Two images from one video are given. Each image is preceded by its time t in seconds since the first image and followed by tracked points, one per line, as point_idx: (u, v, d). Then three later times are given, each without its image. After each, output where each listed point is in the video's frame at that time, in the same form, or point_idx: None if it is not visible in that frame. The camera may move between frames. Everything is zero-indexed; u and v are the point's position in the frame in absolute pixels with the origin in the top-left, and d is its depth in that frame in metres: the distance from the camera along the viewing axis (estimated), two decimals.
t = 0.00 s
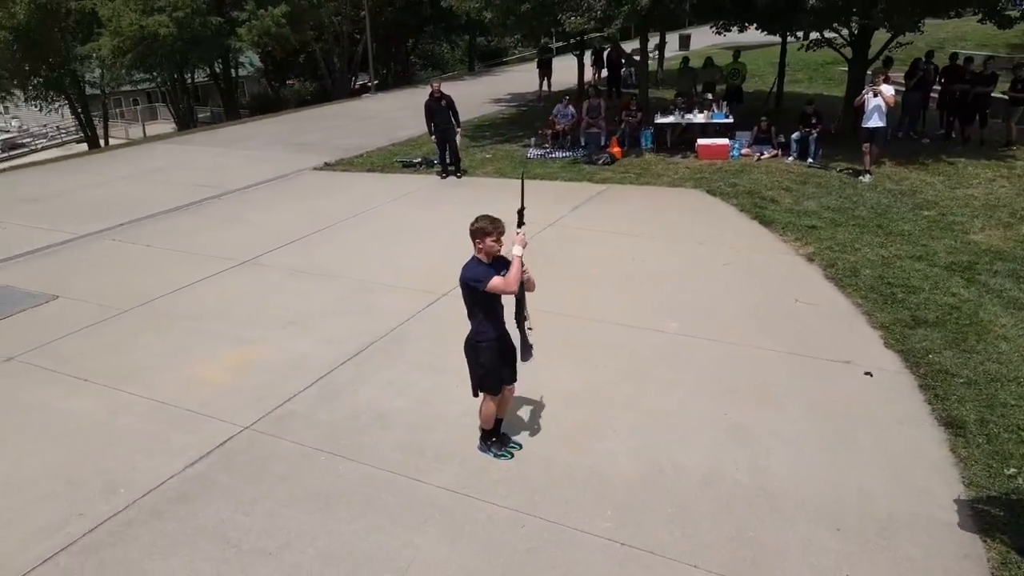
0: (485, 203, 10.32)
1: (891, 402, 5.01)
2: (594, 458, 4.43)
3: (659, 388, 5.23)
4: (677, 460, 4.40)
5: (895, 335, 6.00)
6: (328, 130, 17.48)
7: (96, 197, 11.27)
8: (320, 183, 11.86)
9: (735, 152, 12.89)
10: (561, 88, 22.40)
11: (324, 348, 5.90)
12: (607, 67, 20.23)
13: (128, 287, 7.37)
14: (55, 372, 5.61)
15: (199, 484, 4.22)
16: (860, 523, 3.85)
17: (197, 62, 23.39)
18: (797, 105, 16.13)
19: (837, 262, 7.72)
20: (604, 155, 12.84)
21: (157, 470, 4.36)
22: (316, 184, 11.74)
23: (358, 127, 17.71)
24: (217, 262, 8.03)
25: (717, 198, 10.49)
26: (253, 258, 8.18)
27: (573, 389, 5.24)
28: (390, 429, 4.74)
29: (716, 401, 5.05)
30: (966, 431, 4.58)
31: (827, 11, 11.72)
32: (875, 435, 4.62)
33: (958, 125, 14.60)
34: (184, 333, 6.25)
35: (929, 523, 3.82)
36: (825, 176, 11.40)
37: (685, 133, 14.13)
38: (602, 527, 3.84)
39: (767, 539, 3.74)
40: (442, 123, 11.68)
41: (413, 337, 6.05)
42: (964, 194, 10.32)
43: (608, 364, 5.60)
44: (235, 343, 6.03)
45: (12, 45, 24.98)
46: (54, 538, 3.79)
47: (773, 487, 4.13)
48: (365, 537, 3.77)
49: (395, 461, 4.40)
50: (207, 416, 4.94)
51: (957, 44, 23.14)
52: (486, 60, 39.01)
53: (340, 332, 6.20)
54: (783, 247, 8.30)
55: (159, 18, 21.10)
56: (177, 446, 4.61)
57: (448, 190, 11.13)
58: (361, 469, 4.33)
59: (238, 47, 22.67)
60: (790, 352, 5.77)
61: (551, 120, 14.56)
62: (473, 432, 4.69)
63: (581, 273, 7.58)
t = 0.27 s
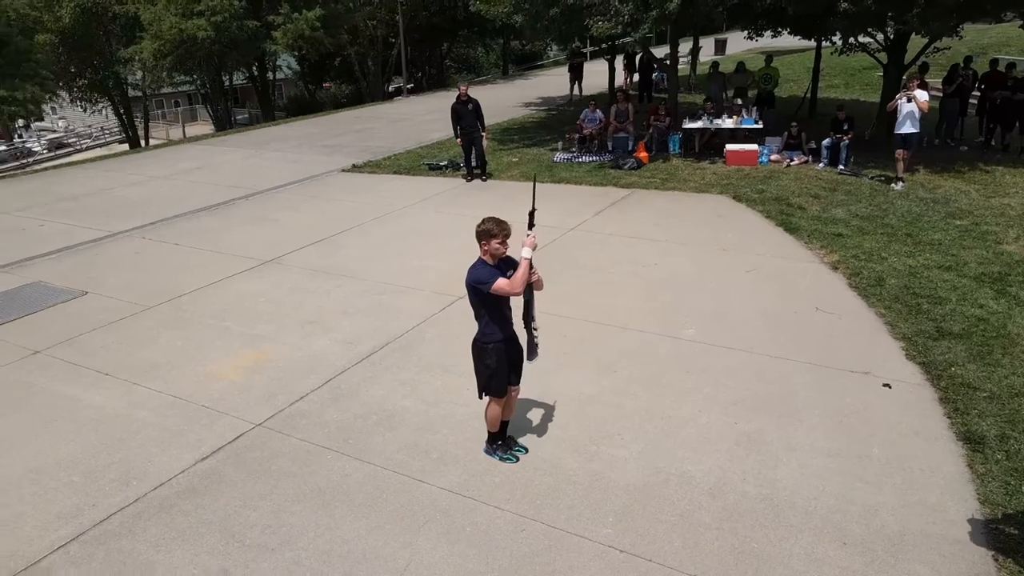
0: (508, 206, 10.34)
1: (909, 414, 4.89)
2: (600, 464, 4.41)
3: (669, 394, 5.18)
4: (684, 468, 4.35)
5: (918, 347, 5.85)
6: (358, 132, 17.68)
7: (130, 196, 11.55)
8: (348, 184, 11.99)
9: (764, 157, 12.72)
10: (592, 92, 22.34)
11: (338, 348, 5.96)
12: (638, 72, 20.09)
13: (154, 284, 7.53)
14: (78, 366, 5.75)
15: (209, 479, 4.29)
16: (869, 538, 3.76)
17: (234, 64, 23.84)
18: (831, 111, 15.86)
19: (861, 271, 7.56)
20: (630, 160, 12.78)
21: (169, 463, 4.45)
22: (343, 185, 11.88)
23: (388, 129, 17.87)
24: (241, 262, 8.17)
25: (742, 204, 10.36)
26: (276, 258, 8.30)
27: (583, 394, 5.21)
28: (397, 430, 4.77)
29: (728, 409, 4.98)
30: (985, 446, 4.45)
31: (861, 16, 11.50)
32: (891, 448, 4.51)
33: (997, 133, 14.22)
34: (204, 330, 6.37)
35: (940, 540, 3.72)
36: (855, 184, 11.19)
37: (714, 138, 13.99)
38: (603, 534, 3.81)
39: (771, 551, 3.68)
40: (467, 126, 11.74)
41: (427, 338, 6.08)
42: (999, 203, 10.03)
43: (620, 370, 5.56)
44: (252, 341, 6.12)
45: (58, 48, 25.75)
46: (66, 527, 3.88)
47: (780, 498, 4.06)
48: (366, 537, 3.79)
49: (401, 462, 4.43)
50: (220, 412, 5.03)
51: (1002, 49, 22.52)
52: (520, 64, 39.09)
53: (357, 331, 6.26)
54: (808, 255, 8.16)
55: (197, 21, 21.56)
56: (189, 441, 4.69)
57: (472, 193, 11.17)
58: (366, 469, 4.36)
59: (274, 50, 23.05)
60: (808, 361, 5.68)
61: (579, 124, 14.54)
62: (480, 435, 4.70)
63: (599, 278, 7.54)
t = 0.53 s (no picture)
0: (528, 208, 10.33)
1: (923, 424, 4.79)
2: (602, 467, 4.39)
3: (678, 399, 5.14)
4: (688, 474, 4.31)
5: (937, 356, 5.72)
6: (385, 132, 17.81)
7: (158, 193, 11.78)
8: (371, 184, 12.09)
9: (791, 161, 12.54)
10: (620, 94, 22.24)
11: (350, 346, 6.01)
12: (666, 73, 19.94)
13: (175, 280, 7.67)
14: (97, 359, 5.88)
15: (216, 472, 4.36)
16: (872, 550, 3.69)
17: (266, 64, 24.18)
18: (862, 114, 15.58)
19: (883, 277, 7.41)
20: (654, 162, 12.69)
21: (178, 457, 4.53)
22: (365, 185, 11.98)
23: (414, 129, 17.98)
24: (261, 259, 8.29)
25: (765, 208, 10.23)
26: (295, 256, 8.40)
27: (590, 397, 5.19)
28: (402, 429, 4.80)
29: (736, 415, 4.92)
30: (999, 459, 4.34)
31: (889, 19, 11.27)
32: (901, 459, 4.42)
33: None
34: (220, 326, 6.47)
35: (946, 555, 3.64)
36: (883, 188, 10.98)
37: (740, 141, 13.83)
38: (600, 538, 3.80)
39: (771, 561, 3.63)
40: (490, 126, 11.78)
41: (438, 338, 6.11)
42: None
43: (629, 373, 5.53)
44: (267, 337, 6.20)
45: (97, 47, 26.37)
46: (75, 517, 3.98)
47: (783, 507, 4.00)
48: (364, 534, 3.82)
49: (403, 461, 4.46)
50: (231, 407, 5.10)
51: None
52: (550, 65, 39.03)
53: (369, 330, 6.31)
54: (829, 261, 8.02)
55: (230, 22, 21.91)
56: (199, 435, 4.77)
57: (493, 193, 11.19)
58: (370, 467, 4.39)
59: (304, 51, 23.33)
60: (821, 368, 5.59)
61: (603, 126, 14.48)
62: (484, 436, 4.71)
63: (615, 280, 7.49)
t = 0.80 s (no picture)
0: (545, 208, 10.31)
1: (934, 434, 4.69)
2: (603, 471, 4.36)
3: (684, 403, 5.09)
4: (690, 479, 4.27)
5: (954, 365, 5.58)
6: (408, 131, 17.90)
7: (183, 191, 11.97)
8: (391, 183, 12.16)
9: (815, 163, 12.35)
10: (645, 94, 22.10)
11: (360, 345, 6.05)
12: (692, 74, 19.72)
13: (193, 277, 7.79)
14: (113, 353, 5.99)
15: (220, 467, 4.42)
16: (874, 562, 3.63)
17: (294, 64, 24.45)
18: (891, 116, 15.29)
19: (904, 283, 7.26)
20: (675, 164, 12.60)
21: (185, 451, 4.60)
22: (385, 184, 12.05)
23: (437, 129, 18.05)
24: (278, 257, 8.38)
25: (786, 211, 10.09)
26: (312, 254, 8.48)
27: (595, 400, 5.16)
28: (406, 428, 4.82)
29: (742, 422, 4.86)
30: (1012, 472, 4.22)
31: (917, 20, 11.05)
32: (909, 469, 4.34)
33: None
34: (233, 323, 6.55)
35: (949, 568, 3.56)
36: (909, 192, 10.77)
37: (764, 143, 13.66)
38: (596, 543, 3.78)
39: (768, 570, 3.58)
40: (509, 126, 11.83)
41: (446, 339, 6.12)
42: None
43: (636, 377, 5.48)
44: (278, 335, 6.27)
45: (131, 46, 26.90)
46: (82, 508, 4.06)
47: (784, 516, 3.95)
48: (361, 532, 3.85)
49: (405, 460, 4.47)
50: (238, 403, 5.16)
51: None
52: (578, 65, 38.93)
53: (379, 329, 6.35)
54: (848, 266, 7.88)
55: (259, 22, 22.21)
56: (206, 429, 4.84)
57: (511, 194, 11.19)
58: (371, 465, 4.42)
59: (331, 50, 23.55)
60: (833, 375, 5.50)
61: (625, 127, 14.41)
62: (486, 438, 4.70)
63: (628, 283, 7.44)
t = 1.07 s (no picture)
0: (562, 209, 10.28)
1: (945, 444, 4.58)
2: (603, 475, 4.33)
3: (689, 408, 5.04)
4: (690, 485, 4.22)
5: (971, 374, 5.44)
6: (431, 131, 17.98)
7: (206, 189, 12.15)
8: (410, 183, 12.21)
9: (839, 166, 12.15)
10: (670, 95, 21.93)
11: (369, 344, 6.09)
12: (718, 75, 19.52)
13: (210, 274, 7.89)
14: (127, 348, 6.10)
15: (223, 462, 4.47)
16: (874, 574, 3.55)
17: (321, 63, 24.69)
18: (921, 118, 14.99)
19: (923, 290, 7.10)
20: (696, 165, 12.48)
21: (190, 446, 4.66)
22: (405, 183, 12.11)
23: (460, 129, 18.09)
24: (294, 255, 8.46)
25: (806, 215, 9.93)
26: (327, 253, 8.55)
27: (600, 403, 5.13)
28: (409, 428, 4.83)
29: (747, 428, 4.80)
30: None
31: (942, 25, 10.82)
32: (917, 480, 4.24)
33: None
34: (246, 320, 6.63)
35: None
36: (935, 196, 10.54)
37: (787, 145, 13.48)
38: (591, 547, 3.75)
39: None
40: (528, 126, 11.85)
41: (455, 339, 6.13)
42: None
43: (643, 381, 5.44)
44: (289, 333, 6.33)
45: (163, 46, 27.39)
46: (87, 500, 4.13)
47: (785, 525, 3.88)
48: (357, 530, 3.86)
49: (405, 460, 4.48)
50: (245, 400, 5.22)
51: None
52: (605, 65, 38.74)
53: (389, 329, 6.38)
54: (867, 271, 7.74)
55: (286, 22, 22.47)
56: (212, 425, 4.90)
57: (529, 194, 11.18)
58: (371, 464, 4.44)
59: (357, 50, 23.74)
60: (844, 383, 5.40)
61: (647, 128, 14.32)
62: (488, 439, 4.70)
63: (641, 286, 7.39)
